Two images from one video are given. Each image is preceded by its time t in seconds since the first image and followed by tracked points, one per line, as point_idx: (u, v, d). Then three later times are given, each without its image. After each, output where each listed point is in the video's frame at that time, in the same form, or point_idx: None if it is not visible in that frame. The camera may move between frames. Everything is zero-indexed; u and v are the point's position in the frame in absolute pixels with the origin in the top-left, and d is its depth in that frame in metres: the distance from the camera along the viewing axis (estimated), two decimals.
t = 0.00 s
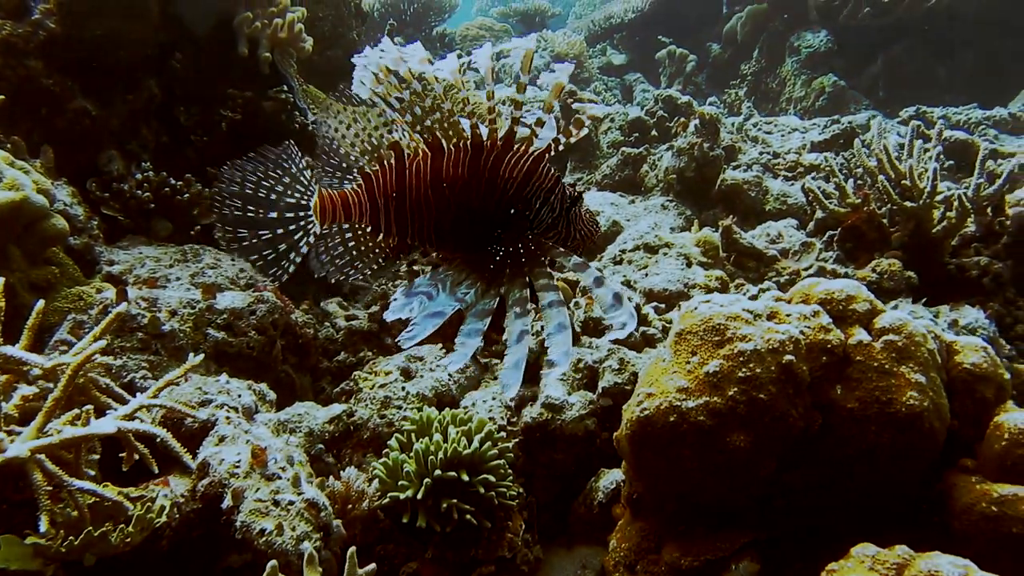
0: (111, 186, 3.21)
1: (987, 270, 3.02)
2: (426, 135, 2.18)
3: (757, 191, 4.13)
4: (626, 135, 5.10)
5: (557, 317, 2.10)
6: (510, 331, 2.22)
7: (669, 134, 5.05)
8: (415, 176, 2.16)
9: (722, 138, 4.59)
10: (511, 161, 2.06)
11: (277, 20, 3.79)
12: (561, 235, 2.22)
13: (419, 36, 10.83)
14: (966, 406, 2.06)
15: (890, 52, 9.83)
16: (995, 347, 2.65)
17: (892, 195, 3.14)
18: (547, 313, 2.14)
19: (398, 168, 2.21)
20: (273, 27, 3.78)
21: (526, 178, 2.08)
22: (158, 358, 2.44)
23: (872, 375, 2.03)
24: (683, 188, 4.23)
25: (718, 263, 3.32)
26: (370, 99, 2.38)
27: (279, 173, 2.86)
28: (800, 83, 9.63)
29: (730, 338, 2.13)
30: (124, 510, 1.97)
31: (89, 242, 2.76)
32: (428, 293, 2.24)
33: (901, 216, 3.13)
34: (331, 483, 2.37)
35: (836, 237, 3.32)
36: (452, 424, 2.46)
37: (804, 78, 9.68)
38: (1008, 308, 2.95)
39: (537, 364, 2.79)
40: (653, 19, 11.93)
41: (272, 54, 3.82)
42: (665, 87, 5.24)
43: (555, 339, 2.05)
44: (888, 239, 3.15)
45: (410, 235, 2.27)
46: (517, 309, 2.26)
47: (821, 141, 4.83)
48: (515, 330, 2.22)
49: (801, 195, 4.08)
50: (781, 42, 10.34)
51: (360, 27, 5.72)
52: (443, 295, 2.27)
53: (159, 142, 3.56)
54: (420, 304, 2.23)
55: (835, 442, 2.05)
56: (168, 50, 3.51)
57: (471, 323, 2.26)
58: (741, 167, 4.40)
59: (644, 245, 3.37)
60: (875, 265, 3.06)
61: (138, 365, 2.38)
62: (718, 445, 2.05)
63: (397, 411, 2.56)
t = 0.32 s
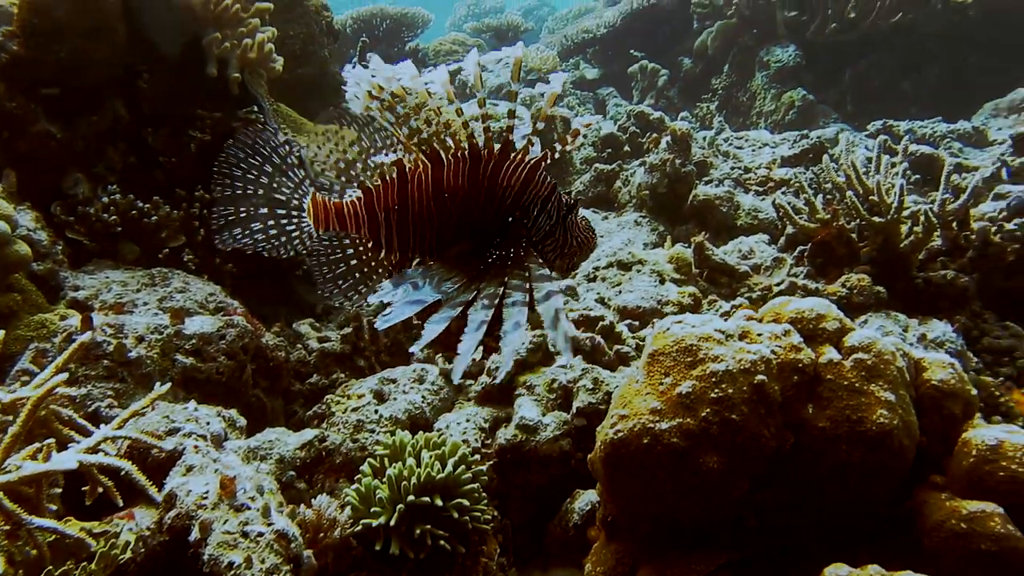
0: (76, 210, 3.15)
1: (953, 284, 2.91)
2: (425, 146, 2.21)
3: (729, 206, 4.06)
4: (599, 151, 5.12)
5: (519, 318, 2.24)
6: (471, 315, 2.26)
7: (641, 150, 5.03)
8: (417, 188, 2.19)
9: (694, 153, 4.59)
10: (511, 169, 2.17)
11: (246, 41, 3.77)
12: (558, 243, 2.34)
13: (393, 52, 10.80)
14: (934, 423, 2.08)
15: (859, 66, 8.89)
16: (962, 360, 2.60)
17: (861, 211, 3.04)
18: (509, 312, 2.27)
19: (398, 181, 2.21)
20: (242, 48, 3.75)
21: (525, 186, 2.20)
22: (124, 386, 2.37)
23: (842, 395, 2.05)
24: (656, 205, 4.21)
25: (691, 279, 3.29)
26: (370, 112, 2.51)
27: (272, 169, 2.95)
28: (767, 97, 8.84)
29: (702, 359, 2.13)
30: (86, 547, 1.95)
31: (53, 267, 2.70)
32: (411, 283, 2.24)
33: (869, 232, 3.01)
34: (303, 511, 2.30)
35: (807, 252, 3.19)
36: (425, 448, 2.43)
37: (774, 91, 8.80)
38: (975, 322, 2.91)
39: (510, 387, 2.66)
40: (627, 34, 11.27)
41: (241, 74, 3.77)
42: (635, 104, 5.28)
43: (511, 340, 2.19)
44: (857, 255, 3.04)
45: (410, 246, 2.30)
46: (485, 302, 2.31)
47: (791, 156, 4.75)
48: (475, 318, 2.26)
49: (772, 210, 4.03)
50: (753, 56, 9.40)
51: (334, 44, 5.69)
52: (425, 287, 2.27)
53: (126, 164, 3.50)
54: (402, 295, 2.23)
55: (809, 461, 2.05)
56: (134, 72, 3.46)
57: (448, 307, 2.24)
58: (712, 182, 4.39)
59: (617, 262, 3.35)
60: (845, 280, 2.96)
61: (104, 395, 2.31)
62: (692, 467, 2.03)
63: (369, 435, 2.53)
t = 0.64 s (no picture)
0: (35, 235, 3.08)
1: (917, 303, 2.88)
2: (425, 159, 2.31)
3: (696, 225, 4.07)
4: (568, 170, 5.05)
5: (479, 319, 2.23)
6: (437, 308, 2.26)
7: (609, 169, 5.00)
8: (414, 198, 2.28)
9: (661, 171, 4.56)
10: (508, 185, 2.22)
11: (210, 62, 3.73)
12: (557, 258, 2.38)
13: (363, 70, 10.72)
14: (898, 443, 2.10)
15: (821, 83, 8.28)
16: (925, 378, 2.61)
17: (825, 231, 3.01)
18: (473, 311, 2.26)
19: (397, 191, 2.30)
20: (207, 70, 3.71)
21: (524, 202, 2.25)
22: (83, 416, 2.28)
23: (808, 417, 2.05)
24: (625, 224, 4.25)
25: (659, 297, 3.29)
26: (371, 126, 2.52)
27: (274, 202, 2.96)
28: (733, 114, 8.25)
29: (669, 383, 2.12)
30: None
31: (9, 294, 2.66)
32: (402, 282, 2.28)
33: (833, 250, 2.99)
34: (266, 542, 2.25)
35: (773, 270, 3.18)
36: (393, 474, 2.38)
37: (740, 108, 8.22)
38: (937, 339, 2.92)
39: (480, 409, 2.64)
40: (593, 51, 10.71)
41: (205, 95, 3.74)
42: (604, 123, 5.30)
43: (465, 335, 2.18)
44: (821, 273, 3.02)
45: (408, 254, 2.38)
46: (456, 301, 2.31)
47: (757, 174, 4.78)
48: (442, 314, 2.26)
49: (739, 228, 4.04)
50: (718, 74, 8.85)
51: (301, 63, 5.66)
52: (414, 287, 2.30)
53: (86, 188, 3.44)
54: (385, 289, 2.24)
55: (775, 483, 2.05)
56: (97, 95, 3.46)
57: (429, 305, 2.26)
58: (679, 202, 4.31)
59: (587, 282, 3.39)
60: (809, 298, 2.90)
61: (61, 424, 2.22)
62: (660, 491, 2.02)
63: (336, 460, 2.49)
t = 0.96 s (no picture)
0: None
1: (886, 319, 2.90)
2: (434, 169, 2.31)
3: (668, 241, 4.10)
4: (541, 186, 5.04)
5: (476, 325, 2.17)
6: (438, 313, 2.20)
7: (582, 185, 5.00)
8: (425, 210, 2.27)
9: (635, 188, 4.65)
10: (516, 194, 2.24)
11: (179, 77, 3.67)
12: (562, 268, 2.37)
13: (337, 84, 10.62)
14: (866, 461, 2.11)
15: (792, 100, 8.12)
16: (893, 395, 2.63)
17: (794, 247, 3.03)
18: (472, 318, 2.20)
19: (407, 202, 2.31)
20: (175, 84, 3.65)
21: (530, 211, 2.28)
22: (42, 437, 2.20)
23: (778, 436, 2.05)
24: (598, 239, 4.19)
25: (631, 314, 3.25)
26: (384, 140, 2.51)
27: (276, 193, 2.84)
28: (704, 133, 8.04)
29: (639, 402, 2.10)
30: None
31: None
32: (408, 289, 2.21)
33: (803, 267, 2.99)
34: (230, 566, 2.18)
35: (744, 287, 3.16)
36: (362, 494, 2.32)
37: (711, 125, 8.00)
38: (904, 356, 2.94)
39: (451, 427, 2.59)
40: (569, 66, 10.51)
41: (173, 110, 3.66)
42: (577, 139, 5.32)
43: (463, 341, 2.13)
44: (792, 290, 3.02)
45: (417, 265, 2.35)
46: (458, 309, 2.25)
47: (729, 192, 4.81)
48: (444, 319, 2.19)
49: (710, 245, 4.06)
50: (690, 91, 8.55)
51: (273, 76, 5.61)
52: (420, 295, 2.22)
53: (49, 202, 3.37)
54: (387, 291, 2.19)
55: (746, 502, 2.04)
56: (63, 108, 3.38)
57: (434, 310, 2.20)
58: (652, 218, 4.41)
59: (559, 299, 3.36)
60: (779, 315, 2.88)
61: (18, 445, 2.14)
62: (631, 511, 1.99)
63: (304, 480, 2.44)
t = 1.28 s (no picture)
0: None
1: (854, 327, 2.92)
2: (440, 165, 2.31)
3: (642, 248, 4.10)
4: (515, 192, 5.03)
5: (485, 324, 2.21)
6: (447, 314, 2.26)
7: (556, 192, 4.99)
8: (430, 206, 2.26)
9: (608, 195, 4.61)
10: (522, 194, 2.25)
11: (147, 79, 3.53)
12: (564, 268, 2.38)
13: (309, 89, 10.52)
14: (838, 469, 2.11)
15: (765, 108, 8.16)
16: (864, 403, 2.63)
17: (767, 255, 3.02)
18: (482, 317, 2.24)
19: (412, 197, 2.30)
20: (143, 86, 3.51)
21: (535, 211, 2.28)
22: None
23: (751, 443, 2.05)
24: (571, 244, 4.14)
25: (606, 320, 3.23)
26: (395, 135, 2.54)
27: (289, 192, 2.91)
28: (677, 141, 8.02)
29: (613, 410, 2.08)
30: None
31: None
32: (414, 290, 2.25)
33: (775, 275, 3.01)
34: None
35: (717, 294, 3.18)
36: (331, 503, 2.25)
37: (687, 134, 7.99)
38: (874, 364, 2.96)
39: (423, 434, 2.54)
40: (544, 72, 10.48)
41: (141, 113, 3.54)
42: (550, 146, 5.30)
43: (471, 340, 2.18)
44: (764, 297, 3.04)
45: (421, 262, 2.35)
46: (468, 309, 2.29)
47: (702, 200, 4.83)
48: (451, 320, 2.25)
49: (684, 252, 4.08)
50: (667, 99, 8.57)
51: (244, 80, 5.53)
52: (427, 296, 2.27)
53: (11, 206, 3.26)
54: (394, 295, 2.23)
55: (719, 510, 2.04)
56: (24, 109, 3.27)
57: (440, 312, 2.26)
58: (626, 224, 4.39)
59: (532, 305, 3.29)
60: (753, 322, 2.90)
61: None
62: (604, 519, 1.97)
63: (273, 489, 2.38)
